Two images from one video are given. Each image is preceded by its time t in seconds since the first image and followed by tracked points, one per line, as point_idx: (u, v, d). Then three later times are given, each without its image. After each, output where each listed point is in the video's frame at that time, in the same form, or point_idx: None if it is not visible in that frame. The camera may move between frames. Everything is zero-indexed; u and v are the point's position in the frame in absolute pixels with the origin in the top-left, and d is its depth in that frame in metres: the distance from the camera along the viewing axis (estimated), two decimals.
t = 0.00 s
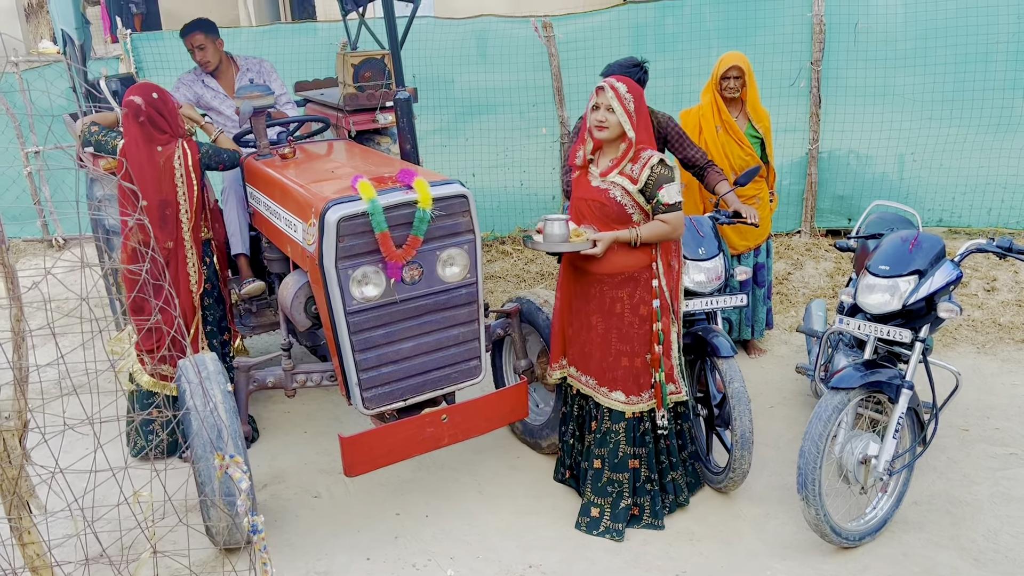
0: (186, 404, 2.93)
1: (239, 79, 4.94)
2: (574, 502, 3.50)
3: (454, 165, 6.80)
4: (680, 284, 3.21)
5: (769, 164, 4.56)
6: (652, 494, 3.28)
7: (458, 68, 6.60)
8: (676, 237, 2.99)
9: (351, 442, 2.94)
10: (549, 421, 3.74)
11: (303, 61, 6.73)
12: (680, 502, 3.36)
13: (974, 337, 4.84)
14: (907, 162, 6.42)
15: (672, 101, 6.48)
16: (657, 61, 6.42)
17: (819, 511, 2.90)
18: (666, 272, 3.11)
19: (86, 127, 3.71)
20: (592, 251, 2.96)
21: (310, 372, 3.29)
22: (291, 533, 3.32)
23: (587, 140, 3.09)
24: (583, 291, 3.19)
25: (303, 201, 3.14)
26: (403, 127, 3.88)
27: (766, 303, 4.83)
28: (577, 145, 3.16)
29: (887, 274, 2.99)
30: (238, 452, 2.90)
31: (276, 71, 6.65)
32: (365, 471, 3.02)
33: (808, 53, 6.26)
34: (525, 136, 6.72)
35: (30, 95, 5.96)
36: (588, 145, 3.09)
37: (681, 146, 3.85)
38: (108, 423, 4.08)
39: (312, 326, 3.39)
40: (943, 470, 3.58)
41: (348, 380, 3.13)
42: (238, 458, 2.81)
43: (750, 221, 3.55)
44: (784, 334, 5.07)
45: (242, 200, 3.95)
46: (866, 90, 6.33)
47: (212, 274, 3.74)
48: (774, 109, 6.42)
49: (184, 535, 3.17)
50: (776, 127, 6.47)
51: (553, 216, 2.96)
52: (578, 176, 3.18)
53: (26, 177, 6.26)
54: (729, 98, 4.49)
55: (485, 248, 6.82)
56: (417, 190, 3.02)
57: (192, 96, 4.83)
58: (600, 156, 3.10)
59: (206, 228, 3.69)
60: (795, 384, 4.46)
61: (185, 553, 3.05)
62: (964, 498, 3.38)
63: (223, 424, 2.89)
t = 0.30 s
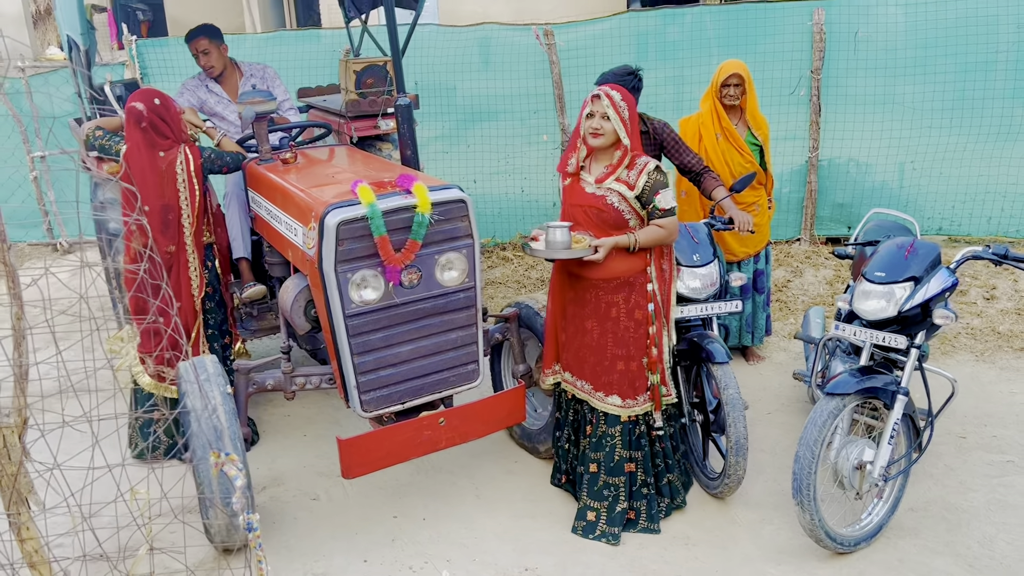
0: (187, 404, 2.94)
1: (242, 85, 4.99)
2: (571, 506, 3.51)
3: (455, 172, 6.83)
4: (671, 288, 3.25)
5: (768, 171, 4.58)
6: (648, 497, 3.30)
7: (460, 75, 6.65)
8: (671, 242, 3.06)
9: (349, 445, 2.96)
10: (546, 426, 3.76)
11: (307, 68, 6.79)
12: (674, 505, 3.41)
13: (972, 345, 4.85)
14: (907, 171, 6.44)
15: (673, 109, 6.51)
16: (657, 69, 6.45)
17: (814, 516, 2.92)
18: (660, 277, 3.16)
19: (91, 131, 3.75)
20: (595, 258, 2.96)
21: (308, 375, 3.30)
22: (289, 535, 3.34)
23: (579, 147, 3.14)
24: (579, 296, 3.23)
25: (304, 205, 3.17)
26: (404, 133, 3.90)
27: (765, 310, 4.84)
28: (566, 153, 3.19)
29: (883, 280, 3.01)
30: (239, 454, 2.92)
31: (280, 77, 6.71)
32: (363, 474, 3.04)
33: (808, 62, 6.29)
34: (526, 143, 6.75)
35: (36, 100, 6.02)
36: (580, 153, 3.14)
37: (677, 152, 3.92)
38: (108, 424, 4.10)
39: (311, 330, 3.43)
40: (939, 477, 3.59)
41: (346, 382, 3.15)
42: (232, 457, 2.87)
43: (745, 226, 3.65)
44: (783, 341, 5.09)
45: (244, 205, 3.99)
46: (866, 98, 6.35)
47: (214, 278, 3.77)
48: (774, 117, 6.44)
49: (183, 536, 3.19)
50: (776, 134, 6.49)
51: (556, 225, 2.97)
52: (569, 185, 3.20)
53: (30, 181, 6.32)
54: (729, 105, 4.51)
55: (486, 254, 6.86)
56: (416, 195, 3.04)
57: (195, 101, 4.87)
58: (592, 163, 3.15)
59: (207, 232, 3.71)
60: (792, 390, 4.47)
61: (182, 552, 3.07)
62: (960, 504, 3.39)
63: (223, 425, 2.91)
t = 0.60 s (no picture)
0: (188, 409, 2.97)
1: (249, 90, 5.00)
2: (573, 513, 3.50)
3: (460, 178, 6.85)
4: (669, 295, 3.33)
5: (773, 179, 4.57)
6: (650, 505, 3.29)
7: (465, 82, 6.67)
8: (672, 247, 3.08)
9: (350, 451, 2.96)
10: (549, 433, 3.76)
11: (313, 74, 6.81)
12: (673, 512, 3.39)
13: (978, 355, 4.82)
14: (913, 179, 6.42)
15: (678, 116, 6.52)
16: (663, 77, 6.45)
17: (817, 526, 2.91)
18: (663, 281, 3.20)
19: (97, 136, 3.76)
20: (597, 261, 3.01)
21: (311, 381, 3.30)
22: (290, 541, 3.34)
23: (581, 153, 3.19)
24: (580, 302, 3.23)
25: (308, 211, 3.18)
26: (409, 139, 3.91)
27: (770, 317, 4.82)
28: (567, 160, 3.22)
29: (887, 289, 3.00)
30: (238, 460, 2.91)
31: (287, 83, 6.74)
32: (364, 480, 3.04)
33: (813, 70, 6.29)
34: (531, 150, 6.76)
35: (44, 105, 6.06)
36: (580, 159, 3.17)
37: (681, 159, 3.93)
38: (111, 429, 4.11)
39: (314, 335, 3.43)
40: (944, 487, 3.57)
41: (348, 388, 3.15)
42: (229, 461, 2.87)
43: (749, 234, 3.66)
44: (788, 349, 5.07)
45: (249, 210, 3.94)
46: (872, 106, 6.33)
47: (217, 284, 3.80)
48: (779, 125, 6.43)
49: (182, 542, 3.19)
50: (781, 142, 6.48)
51: (558, 229, 3.00)
52: (569, 191, 3.23)
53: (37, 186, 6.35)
54: (734, 112, 4.50)
55: (490, 260, 6.87)
56: (420, 201, 3.05)
57: (201, 107, 4.89)
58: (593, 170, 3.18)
59: (211, 238, 3.76)
60: (797, 399, 4.45)
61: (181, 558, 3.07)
62: (965, 515, 3.36)
63: (223, 430, 2.92)
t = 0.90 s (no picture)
0: (183, 422, 2.95)
1: (247, 99, 4.98)
2: (571, 527, 3.47)
3: (459, 188, 6.83)
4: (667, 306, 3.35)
5: (773, 190, 4.55)
6: (650, 519, 3.24)
7: (465, 92, 6.66)
8: (669, 257, 3.07)
9: (345, 464, 2.93)
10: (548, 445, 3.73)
11: (313, 83, 6.81)
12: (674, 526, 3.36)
13: (979, 367, 4.80)
14: (913, 191, 6.40)
15: (679, 127, 6.51)
16: (663, 87, 6.45)
17: (817, 541, 2.88)
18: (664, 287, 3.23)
19: (92, 145, 3.72)
20: (591, 268, 2.97)
21: (307, 392, 3.26)
22: (284, 554, 3.30)
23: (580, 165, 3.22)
24: (577, 312, 3.21)
25: (305, 221, 3.16)
26: (408, 149, 3.89)
27: (770, 329, 4.79)
28: (568, 169, 3.23)
29: (888, 301, 2.99)
30: (232, 474, 2.90)
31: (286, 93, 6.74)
32: (360, 493, 3.01)
33: (814, 81, 6.28)
34: (531, 160, 6.74)
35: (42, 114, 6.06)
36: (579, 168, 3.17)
37: (682, 170, 3.93)
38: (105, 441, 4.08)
39: (311, 346, 3.40)
40: (946, 501, 3.54)
41: (345, 400, 3.12)
42: (221, 478, 2.87)
43: (750, 246, 3.64)
44: (788, 361, 5.04)
45: (247, 219, 3.97)
46: (873, 117, 6.33)
47: (214, 293, 3.74)
48: (779, 136, 6.42)
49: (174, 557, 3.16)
50: (781, 153, 6.47)
51: (553, 234, 2.95)
52: (569, 199, 3.23)
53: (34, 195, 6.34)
54: (734, 123, 4.49)
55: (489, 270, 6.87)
56: (418, 211, 3.03)
57: (200, 116, 4.88)
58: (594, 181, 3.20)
59: (207, 246, 3.69)
60: (797, 412, 4.42)
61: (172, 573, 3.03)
62: (967, 530, 3.33)
63: (217, 443, 2.89)
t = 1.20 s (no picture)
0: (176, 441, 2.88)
1: (245, 113, 4.95)
2: (570, 548, 3.42)
3: (458, 203, 6.80)
4: (667, 323, 3.31)
5: (774, 207, 4.52)
6: (649, 541, 3.18)
7: (465, 106, 6.65)
8: (666, 275, 3.03)
9: (340, 484, 2.87)
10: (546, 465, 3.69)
11: (313, 97, 6.81)
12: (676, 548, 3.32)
13: (982, 386, 4.75)
14: (915, 208, 6.38)
15: (680, 142, 6.49)
16: (663, 102, 6.44)
17: (820, 565, 2.90)
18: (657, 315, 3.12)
19: (88, 163, 3.71)
20: (584, 286, 2.97)
21: (302, 411, 3.21)
22: None
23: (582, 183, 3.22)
24: (574, 329, 3.18)
25: (302, 237, 3.12)
26: (407, 164, 3.86)
27: (771, 346, 4.75)
28: (570, 187, 3.22)
29: (892, 321, 2.95)
30: (226, 494, 2.87)
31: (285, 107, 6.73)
32: (355, 514, 2.95)
33: (814, 97, 6.27)
34: (530, 174, 6.72)
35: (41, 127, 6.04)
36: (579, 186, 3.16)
37: (682, 187, 3.92)
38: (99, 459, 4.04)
39: (307, 363, 3.36)
40: (949, 524, 3.48)
41: (340, 419, 3.07)
42: (212, 505, 2.84)
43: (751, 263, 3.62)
44: (789, 379, 5.00)
45: (243, 234, 3.98)
46: (874, 134, 6.31)
47: (209, 309, 3.68)
48: (779, 152, 6.41)
49: None
50: (781, 169, 6.45)
51: (547, 252, 2.95)
52: (569, 217, 3.22)
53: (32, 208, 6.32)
54: (735, 140, 4.47)
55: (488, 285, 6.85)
56: (416, 228, 2.99)
57: (197, 129, 4.85)
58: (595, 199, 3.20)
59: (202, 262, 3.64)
60: (798, 431, 4.37)
61: None
62: (971, 553, 3.27)
63: (211, 462, 2.84)
